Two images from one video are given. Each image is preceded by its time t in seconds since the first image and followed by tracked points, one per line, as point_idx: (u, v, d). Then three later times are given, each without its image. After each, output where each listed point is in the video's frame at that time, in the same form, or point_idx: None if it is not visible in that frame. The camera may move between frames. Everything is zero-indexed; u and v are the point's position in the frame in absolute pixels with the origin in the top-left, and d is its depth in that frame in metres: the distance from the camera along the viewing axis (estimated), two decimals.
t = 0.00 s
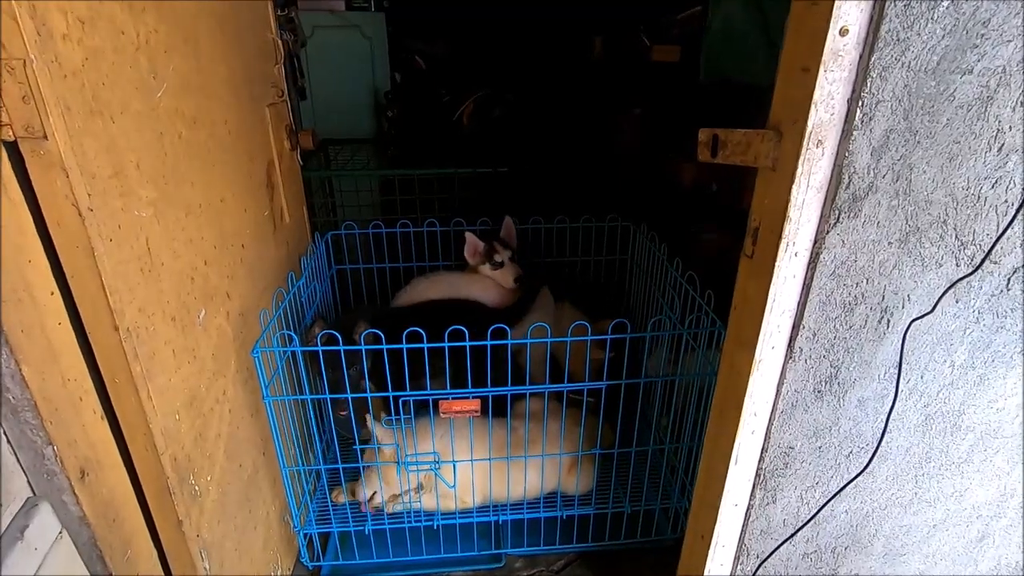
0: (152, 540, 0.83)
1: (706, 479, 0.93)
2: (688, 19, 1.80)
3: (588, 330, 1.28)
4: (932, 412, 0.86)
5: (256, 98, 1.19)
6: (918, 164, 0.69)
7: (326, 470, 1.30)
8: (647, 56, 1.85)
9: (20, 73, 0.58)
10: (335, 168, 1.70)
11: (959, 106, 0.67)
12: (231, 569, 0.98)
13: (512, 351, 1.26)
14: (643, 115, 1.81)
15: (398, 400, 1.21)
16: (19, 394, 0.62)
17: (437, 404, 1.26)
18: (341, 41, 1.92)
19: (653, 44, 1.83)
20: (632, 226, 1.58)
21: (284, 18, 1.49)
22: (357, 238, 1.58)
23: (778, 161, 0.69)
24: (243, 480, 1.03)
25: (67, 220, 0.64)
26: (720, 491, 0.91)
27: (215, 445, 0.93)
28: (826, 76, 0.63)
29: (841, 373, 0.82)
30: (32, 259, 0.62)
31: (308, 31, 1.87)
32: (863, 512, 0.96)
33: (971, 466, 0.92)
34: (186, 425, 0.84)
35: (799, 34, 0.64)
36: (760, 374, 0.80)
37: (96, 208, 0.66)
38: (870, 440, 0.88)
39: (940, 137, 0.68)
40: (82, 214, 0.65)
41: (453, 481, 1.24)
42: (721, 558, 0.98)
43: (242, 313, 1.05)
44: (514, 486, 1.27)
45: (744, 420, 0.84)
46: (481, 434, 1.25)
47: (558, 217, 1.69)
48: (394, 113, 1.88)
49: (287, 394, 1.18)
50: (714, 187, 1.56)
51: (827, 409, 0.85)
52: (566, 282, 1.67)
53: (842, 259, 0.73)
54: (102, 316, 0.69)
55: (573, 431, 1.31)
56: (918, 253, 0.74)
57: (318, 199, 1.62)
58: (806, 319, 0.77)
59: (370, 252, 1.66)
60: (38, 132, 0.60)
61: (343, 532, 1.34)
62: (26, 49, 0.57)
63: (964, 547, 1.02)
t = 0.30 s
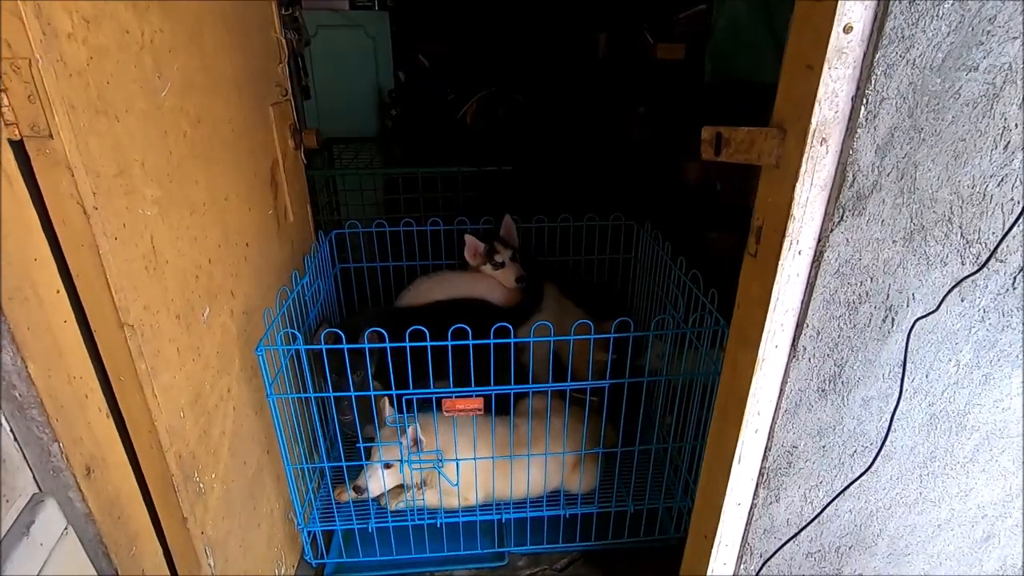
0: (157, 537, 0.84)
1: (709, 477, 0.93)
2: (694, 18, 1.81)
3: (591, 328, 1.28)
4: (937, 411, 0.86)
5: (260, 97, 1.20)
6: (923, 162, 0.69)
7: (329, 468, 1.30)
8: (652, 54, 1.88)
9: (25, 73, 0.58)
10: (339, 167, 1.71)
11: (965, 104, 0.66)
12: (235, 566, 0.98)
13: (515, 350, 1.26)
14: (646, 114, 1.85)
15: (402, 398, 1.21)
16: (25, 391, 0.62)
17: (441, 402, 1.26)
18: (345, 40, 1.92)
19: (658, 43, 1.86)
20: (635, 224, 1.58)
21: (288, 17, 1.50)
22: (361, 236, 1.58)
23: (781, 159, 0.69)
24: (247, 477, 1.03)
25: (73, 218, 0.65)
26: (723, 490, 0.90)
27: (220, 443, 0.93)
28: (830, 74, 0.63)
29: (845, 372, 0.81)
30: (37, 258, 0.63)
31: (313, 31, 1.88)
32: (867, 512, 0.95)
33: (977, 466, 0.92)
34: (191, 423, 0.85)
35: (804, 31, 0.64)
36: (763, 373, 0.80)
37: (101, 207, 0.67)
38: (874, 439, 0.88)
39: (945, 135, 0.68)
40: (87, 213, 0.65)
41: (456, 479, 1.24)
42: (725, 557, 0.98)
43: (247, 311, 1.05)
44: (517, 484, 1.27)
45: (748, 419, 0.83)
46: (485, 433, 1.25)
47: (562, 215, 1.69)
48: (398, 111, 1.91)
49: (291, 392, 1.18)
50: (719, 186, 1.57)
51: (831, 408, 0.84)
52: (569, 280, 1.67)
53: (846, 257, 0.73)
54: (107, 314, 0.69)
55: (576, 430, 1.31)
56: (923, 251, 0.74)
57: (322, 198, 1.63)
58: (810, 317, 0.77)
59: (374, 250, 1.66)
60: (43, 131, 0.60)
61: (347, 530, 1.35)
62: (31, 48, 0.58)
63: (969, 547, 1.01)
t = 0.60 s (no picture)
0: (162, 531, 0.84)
1: (711, 473, 0.94)
2: (695, 15, 1.80)
3: (592, 325, 1.28)
4: (938, 407, 0.86)
5: (263, 96, 1.20)
6: (924, 159, 0.69)
7: (332, 464, 1.31)
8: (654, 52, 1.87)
9: (33, 70, 0.59)
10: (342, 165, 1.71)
11: (966, 101, 0.67)
12: (238, 561, 0.99)
13: (517, 347, 1.26)
14: (647, 111, 1.85)
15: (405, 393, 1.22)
16: (33, 385, 0.62)
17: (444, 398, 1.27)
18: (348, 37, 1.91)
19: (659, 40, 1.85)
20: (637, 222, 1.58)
21: (291, 15, 1.50)
22: (364, 234, 1.59)
23: (783, 156, 0.69)
24: (251, 473, 1.04)
25: (79, 215, 0.65)
26: (725, 485, 0.91)
27: (224, 438, 0.94)
28: (831, 71, 0.63)
29: (846, 368, 0.82)
30: (44, 254, 0.64)
31: (314, 29, 1.87)
32: (868, 508, 0.96)
33: (978, 462, 0.92)
34: (195, 418, 0.85)
35: (806, 29, 0.65)
36: (765, 369, 0.80)
37: (107, 203, 0.67)
38: (876, 435, 0.88)
39: (946, 132, 0.68)
40: (94, 209, 0.66)
41: (458, 474, 1.25)
42: (726, 553, 0.98)
43: (250, 308, 1.06)
44: (519, 479, 1.27)
45: (749, 415, 0.84)
46: (486, 429, 1.25)
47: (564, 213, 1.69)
48: (399, 109, 1.94)
49: (295, 388, 1.19)
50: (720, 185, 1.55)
51: (832, 404, 0.85)
52: (571, 277, 1.68)
53: (847, 254, 0.73)
54: (113, 309, 0.70)
55: (578, 427, 1.31)
56: (924, 248, 0.74)
57: (325, 196, 1.64)
58: (811, 313, 0.77)
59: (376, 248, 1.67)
60: (51, 128, 0.61)
61: (350, 526, 1.35)
62: (39, 46, 0.58)
63: (969, 543, 1.02)
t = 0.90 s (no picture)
0: (168, 527, 0.85)
1: (713, 469, 0.94)
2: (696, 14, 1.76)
3: (594, 323, 1.28)
4: (940, 404, 0.87)
5: (266, 95, 1.20)
6: (926, 157, 0.69)
7: (335, 462, 1.31)
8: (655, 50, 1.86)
9: (41, 68, 0.59)
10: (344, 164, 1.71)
11: (967, 98, 0.67)
12: (243, 557, 0.99)
13: (519, 345, 1.26)
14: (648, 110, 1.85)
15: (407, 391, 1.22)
16: (41, 380, 0.63)
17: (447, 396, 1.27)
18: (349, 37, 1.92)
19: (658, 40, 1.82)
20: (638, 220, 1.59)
21: (292, 15, 1.51)
22: (366, 232, 1.59)
23: (786, 153, 0.70)
24: (255, 470, 1.04)
25: (86, 212, 0.66)
26: (727, 481, 0.91)
27: (228, 435, 0.94)
28: (833, 69, 0.64)
29: (848, 364, 0.82)
30: (51, 251, 0.64)
31: (316, 28, 1.88)
32: (869, 504, 0.96)
33: (978, 459, 0.93)
34: (201, 415, 0.85)
35: (808, 27, 0.65)
36: (767, 365, 0.81)
37: (114, 200, 0.67)
38: (877, 432, 0.88)
39: (948, 129, 0.68)
40: (101, 206, 0.66)
41: (461, 472, 1.26)
42: (728, 549, 0.99)
43: (254, 305, 1.06)
44: (521, 476, 1.28)
45: (751, 411, 0.84)
46: (489, 427, 1.26)
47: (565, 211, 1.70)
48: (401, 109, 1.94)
49: (298, 385, 1.19)
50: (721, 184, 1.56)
51: (833, 401, 0.85)
52: (573, 275, 1.68)
53: (849, 251, 0.74)
54: (119, 306, 0.70)
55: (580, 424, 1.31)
56: (925, 245, 0.75)
57: (327, 194, 1.63)
58: (812, 310, 0.77)
59: (378, 247, 1.67)
60: (59, 125, 0.61)
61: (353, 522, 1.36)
62: (47, 43, 0.58)
63: (970, 540, 1.02)
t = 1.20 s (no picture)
0: (170, 523, 0.85)
1: (715, 464, 0.94)
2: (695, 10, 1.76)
3: (596, 320, 1.28)
4: (941, 399, 0.87)
5: (267, 92, 1.20)
6: (928, 151, 0.70)
7: (337, 459, 1.31)
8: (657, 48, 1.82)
9: (43, 62, 0.59)
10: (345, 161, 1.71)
11: (970, 93, 0.67)
12: (245, 554, 0.99)
13: (520, 341, 1.27)
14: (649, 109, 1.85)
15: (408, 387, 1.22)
16: (44, 374, 0.64)
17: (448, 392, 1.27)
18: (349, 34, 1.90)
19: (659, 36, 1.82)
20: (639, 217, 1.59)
21: (292, 11, 1.50)
22: (366, 229, 1.59)
23: (789, 148, 0.70)
24: (256, 466, 1.04)
25: (89, 207, 0.66)
26: (729, 476, 0.91)
27: (230, 432, 0.94)
28: (837, 63, 0.64)
29: (850, 360, 0.82)
30: (54, 246, 0.64)
31: (315, 25, 1.86)
32: (871, 499, 0.97)
33: (979, 454, 0.93)
34: (203, 411, 0.85)
35: (811, 22, 0.65)
36: (770, 360, 0.81)
37: (117, 195, 0.67)
38: (879, 427, 0.88)
39: (950, 124, 0.68)
40: (104, 201, 0.66)
41: (462, 468, 1.26)
42: (729, 544, 0.99)
43: (256, 302, 1.06)
44: (522, 472, 1.28)
45: (753, 406, 0.84)
46: (490, 423, 1.26)
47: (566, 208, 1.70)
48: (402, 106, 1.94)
49: (299, 382, 1.19)
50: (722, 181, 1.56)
51: (835, 396, 0.85)
52: (573, 271, 1.68)
53: (851, 246, 0.74)
54: (122, 302, 0.70)
55: (581, 421, 1.31)
56: (928, 240, 0.75)
57: (328, 191, 1.63)
58: (815, 305, 0.78)
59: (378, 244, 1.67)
60: (61, 120, 0.61)
61: (355, 519, 1.36)
62: (50, 38, 0.58)
63: (971, 535, 1.02)
